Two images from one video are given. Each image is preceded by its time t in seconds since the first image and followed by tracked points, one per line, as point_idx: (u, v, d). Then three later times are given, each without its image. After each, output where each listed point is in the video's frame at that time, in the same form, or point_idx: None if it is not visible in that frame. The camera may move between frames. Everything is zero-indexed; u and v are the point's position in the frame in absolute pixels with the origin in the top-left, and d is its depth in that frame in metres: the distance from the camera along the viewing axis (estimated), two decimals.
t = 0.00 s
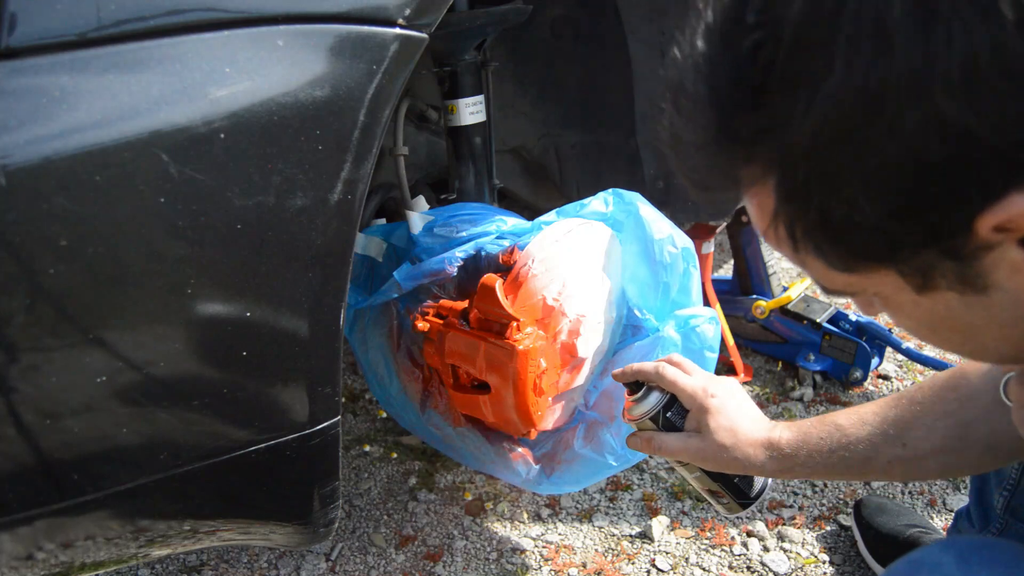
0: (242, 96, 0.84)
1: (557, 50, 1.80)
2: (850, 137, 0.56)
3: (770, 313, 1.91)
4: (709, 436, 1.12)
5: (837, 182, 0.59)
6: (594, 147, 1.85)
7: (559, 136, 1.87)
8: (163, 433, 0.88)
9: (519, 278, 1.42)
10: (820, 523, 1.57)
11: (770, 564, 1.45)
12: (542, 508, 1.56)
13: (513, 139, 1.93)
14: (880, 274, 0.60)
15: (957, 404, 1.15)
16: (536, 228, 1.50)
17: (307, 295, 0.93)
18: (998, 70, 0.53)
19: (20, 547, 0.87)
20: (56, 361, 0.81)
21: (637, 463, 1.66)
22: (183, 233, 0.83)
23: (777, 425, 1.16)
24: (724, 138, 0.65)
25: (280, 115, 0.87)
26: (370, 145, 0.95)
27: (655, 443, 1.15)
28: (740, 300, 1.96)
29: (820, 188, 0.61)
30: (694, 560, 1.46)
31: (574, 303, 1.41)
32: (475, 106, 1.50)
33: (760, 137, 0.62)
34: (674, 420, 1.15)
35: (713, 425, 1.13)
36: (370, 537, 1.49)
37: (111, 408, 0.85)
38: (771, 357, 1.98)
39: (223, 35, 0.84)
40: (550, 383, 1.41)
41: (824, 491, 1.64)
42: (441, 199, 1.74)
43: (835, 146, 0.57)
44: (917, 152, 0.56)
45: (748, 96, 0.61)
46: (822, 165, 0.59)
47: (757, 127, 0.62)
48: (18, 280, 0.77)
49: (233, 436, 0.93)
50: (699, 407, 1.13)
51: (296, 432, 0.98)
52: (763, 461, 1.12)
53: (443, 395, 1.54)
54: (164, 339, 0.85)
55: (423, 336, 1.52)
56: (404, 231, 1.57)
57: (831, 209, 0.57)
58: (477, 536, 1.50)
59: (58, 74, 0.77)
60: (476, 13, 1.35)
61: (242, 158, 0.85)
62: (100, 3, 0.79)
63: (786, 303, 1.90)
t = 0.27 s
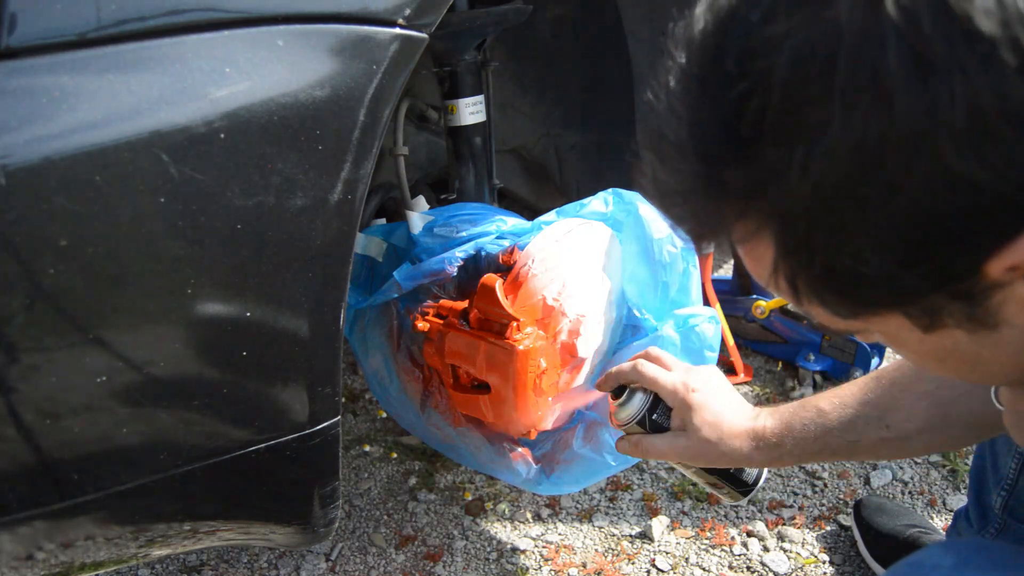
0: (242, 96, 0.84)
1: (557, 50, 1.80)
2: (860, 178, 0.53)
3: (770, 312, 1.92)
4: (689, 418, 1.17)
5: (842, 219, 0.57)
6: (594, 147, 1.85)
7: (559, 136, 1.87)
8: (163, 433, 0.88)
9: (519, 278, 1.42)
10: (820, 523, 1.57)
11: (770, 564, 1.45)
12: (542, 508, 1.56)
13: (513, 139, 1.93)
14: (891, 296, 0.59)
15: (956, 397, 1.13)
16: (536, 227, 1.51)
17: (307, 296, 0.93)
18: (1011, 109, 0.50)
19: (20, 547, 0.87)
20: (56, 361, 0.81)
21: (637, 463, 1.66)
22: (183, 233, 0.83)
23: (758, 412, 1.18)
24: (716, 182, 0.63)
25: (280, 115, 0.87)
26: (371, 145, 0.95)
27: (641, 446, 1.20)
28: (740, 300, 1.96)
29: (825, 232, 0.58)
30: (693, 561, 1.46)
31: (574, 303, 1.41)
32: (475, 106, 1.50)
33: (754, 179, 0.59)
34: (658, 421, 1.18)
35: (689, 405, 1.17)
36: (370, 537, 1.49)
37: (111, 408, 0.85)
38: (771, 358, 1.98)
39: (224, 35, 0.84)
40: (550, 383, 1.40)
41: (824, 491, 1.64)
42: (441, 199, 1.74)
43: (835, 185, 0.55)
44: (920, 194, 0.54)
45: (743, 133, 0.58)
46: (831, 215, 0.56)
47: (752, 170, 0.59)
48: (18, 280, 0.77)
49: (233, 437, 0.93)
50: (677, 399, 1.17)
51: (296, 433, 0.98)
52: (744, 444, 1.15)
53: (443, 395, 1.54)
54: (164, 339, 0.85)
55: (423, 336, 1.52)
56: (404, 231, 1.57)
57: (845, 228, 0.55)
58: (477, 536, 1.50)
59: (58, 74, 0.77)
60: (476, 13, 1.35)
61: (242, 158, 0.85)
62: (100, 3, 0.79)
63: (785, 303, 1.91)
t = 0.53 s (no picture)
0: (242, 96, 0.84)
1: (558, 50, 1.80)
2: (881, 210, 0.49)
3: (770, 312, 1.92)
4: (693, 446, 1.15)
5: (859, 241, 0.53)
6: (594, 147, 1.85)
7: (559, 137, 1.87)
8: (163, 433, 0.88)
9: (519, 279, 1.42)
10: (820, 523, 1.57)
11: (770, 564, 1.45)
12: (543, 508, 1.56)
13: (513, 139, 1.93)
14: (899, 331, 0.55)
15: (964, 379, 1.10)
16: (536, 228, 1.51)
17: (306, 296, 0.93)
18: None
19: (20, 547, 0.87)
20: (56, 361, 0.81)
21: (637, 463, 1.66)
22: (183, 233, 0.83)
23: (753, 408, 1.18)
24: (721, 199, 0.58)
25: (280, 115, 0.87)
26: (370, 145, 0.95)
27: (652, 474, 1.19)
28: (740, 300, 1.96)
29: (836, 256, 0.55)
30: (693, 561, 1.46)
31: (574, 303, 1.41)
32: (475, 106, 1.50)
33: (773, 199, 0.55)
34: (659, 449, 1.19)
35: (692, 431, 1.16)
36: (370, 537, 1.50)
37: (111, 408, 0.85)
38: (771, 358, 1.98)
39: (223, 34, 0.84)
40: (550, 383, 1.41)
41: (824, 491, 1.64)
42: (441, 199, 1.74)
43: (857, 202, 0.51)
44: (963, 221, 0.50)
45: (757, 149, 0.54)
46: (857, 244, 0.53)
47: (774, 191, 0.54)
48: (18, 279, 0.77)
49: (233, 436, 0.93)
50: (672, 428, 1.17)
51: (296, 432, 0.98)
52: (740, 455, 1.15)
53: (443, 396, 1.54)
54: (164, 339, 0.85)
55: (423, 336, 1.52)
56: (404, 231, 1.57)
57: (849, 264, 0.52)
58: (477, 536, 1.50)
59: (57, 74, 0.77)
60: (476, 13, 1.35)
61: (242, 158, 0.85)
62: (100, 3, 0.79)
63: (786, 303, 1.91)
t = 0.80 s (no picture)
0: (242, 96, 0.84)
1: (558, 50, 1.80)
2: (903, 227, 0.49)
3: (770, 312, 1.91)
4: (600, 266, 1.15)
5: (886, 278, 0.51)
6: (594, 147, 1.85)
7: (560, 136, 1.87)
8: (163, 434, 0.88)
9: (519, 280, 1.41)
10: (820, 523, 1.57)
11: (770, 564, 1.45)
12: (542, 508, 1.56)
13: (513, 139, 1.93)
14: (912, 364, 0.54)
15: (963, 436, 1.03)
16: (536, 227, 1.50)
17: (307, 296, 0.92)
18: None
19: (20, 547, 0.87)
20: (56, 361, 0.81)
21: (637, 463, 1.65)
22: (183, 233, 0.83)
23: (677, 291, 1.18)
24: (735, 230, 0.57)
25: (280, 115, 0.86)
26: (371, 145, 0.95)
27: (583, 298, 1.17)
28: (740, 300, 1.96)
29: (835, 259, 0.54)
30: (693, 561, 1.46)
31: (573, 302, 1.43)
32: (475, 106, 1.50)
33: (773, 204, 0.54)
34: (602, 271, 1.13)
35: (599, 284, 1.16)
36: (370, 537, 1.49)
37: (111, 408, 0.85)
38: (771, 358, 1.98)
39: (223, 35, 0.84)
40: (550, 383, 1.42)
41: (824, 490, 1.64)
42: (441, 199, 1.74)
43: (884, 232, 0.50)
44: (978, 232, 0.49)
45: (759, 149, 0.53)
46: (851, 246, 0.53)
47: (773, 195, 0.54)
48: (18, 280, 0.77)
49: (233, 437, 0.93)
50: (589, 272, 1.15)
51: (296, 433, 0.98)
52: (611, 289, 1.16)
53: (443, 395, 1.54)
54: (164, 340, 0.85)
55: (423, 336, 1.52)
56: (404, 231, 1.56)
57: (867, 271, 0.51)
58: (477, 536, 1.50)
59: (57, 74, 0.77)
60: (477, 13, 1.35)
61: (242, 158, 0.85)
62: (100, 3, 0.79)
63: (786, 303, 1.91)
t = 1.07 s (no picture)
0: (242, 96, 0.84)
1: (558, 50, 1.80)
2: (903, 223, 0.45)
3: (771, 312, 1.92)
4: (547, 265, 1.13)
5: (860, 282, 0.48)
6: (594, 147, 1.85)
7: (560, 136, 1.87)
8: (163, 433, 0.88)
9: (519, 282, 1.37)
10: (820, 523, 1.57)
11: (770, 564, 1.46)
12: (543, 508, 1.56)
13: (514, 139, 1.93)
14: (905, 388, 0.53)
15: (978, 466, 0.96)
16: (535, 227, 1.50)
17: (306, 295, 0.92)
18: None
19: (20, 546, 0.87)
20: (56, 361, 0.81)
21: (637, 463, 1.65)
22: (183, 233, 0.84)
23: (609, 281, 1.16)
24: (699, 228, 0.52)
25: (280, 115, 0.87)
26: (371, 145, 0.95)
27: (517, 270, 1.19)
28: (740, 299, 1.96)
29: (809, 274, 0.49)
30: (693, 561, 1.46)
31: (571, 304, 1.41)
32: (475, 106, 1.51)
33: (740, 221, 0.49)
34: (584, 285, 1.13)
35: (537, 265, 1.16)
36: (370, 537, 1.50)
37: (111, 408, 0.85)
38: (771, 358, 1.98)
39: (223, 35, 0.84)
40: (550, 383, 1.42)
41: (825, 491, 1.64)
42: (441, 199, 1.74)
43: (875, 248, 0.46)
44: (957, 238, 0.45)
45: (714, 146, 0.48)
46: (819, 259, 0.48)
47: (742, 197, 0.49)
48: (18, 280, 0.77)
49: (233, 437, 0.93)
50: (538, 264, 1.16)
51: (296, 433, 0.98)
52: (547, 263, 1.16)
53: (444, 395, 1.54)
54: (164, 340, 0.85)
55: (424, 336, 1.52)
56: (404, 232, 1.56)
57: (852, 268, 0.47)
58: (477, 536, 1.50)
59: (58, 75, 0.77)
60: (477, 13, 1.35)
61: (242, 158, 0.85)
62: (100, 4, 0.79)
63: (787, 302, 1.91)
